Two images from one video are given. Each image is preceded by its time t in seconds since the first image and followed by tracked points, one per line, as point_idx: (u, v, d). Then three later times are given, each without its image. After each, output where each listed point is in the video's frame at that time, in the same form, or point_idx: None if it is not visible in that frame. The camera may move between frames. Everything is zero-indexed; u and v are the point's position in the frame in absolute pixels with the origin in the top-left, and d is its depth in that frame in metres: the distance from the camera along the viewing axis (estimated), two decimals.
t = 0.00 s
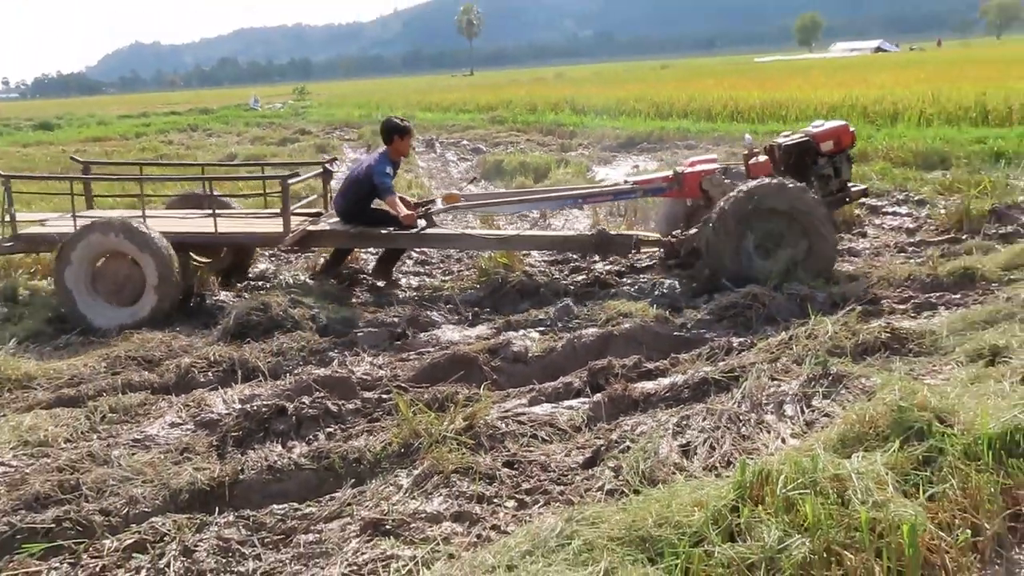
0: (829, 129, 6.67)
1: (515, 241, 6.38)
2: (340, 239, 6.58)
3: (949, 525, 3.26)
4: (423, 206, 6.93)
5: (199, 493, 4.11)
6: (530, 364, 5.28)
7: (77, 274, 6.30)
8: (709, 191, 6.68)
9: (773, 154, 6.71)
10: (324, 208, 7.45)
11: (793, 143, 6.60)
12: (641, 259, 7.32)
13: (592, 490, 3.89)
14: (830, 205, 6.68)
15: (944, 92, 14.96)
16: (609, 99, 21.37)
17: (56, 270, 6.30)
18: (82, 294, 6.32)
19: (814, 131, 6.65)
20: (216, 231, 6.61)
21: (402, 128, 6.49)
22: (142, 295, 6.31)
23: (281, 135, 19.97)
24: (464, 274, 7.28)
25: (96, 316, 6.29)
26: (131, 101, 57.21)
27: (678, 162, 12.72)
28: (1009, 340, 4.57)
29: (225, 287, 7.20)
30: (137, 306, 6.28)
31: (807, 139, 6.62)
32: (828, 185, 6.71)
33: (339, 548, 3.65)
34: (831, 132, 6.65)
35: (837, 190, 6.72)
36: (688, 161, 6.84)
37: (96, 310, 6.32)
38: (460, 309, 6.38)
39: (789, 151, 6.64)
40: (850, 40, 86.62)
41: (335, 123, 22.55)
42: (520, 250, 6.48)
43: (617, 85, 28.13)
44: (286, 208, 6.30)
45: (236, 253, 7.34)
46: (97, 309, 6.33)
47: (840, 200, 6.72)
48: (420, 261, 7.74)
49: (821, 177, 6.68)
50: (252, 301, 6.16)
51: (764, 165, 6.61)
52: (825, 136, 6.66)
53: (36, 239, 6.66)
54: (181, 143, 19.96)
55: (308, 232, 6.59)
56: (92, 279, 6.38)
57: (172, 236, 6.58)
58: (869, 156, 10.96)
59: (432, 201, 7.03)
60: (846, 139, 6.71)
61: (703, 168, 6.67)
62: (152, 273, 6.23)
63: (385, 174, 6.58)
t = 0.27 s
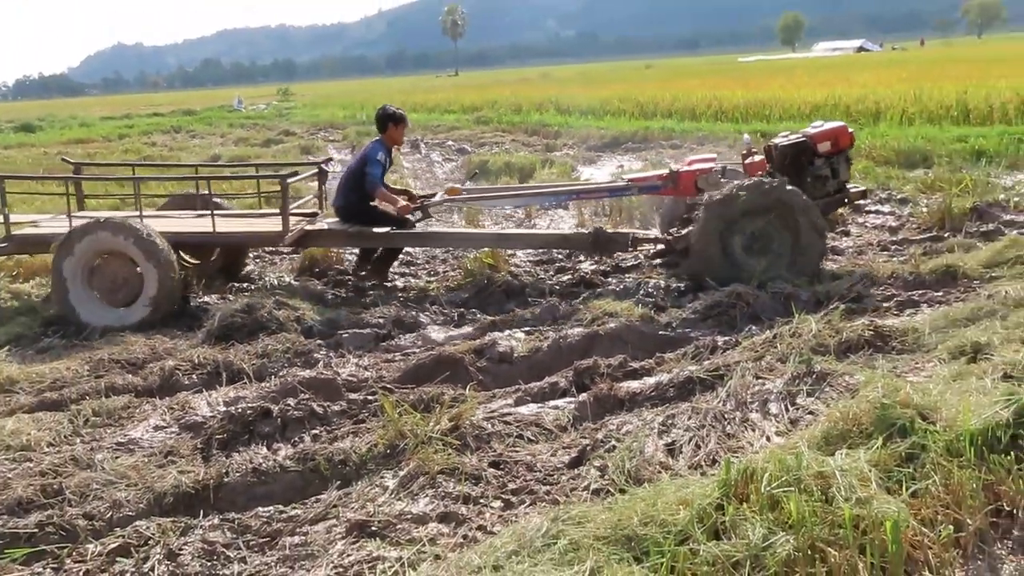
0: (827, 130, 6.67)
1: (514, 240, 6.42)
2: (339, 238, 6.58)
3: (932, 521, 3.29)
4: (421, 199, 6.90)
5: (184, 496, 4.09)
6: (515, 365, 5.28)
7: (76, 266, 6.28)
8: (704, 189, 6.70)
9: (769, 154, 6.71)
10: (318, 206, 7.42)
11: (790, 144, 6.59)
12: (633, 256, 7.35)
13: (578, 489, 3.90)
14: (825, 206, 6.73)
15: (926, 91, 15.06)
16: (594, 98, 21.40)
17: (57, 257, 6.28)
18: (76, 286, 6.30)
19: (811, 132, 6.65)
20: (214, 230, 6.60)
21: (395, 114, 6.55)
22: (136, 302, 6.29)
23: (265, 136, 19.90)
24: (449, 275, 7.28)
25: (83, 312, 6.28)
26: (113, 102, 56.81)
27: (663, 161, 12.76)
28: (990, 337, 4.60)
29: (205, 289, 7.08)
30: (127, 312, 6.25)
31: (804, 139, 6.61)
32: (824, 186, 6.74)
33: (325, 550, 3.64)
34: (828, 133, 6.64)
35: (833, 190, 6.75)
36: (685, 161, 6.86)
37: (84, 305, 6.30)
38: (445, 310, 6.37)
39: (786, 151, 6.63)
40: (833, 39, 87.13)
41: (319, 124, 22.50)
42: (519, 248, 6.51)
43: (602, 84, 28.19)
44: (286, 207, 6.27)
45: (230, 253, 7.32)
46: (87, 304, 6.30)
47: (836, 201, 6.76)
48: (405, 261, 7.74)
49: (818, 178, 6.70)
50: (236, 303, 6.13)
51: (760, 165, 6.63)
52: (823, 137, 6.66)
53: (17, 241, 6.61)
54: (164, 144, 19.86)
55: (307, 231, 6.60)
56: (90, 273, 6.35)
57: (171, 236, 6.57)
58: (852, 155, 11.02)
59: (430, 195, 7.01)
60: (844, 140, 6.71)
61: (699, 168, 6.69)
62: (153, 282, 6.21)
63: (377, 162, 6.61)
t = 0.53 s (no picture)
0: (825, 130, 6.59)
1: (510, 238, 6.37)
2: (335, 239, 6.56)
3: (917, 518, 3.31)
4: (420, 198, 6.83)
5: (170, 499, 4.07)
6: (502, 365, 5.29)
7: (76, 261, 6.22)
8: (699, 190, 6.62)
9: (767, 154, 6.63)
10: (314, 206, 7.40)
11: (786, 144, 6.52)
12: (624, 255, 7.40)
13: (565, 489, 3.90)
14: (821, 206, 6.61)
15: (909, 89, 15.16)
16: (580, 98, 21.42)
17: (58, 248, 6.22)
18: (71, 280, 6.25)
19: (809, 131, 6.57)
20: (212, 230, 6.58)
21: (380, 106, 6.63)
22: (129, 307, 6.24)
23: (250, 137, 19.84)
24: (436, 275, 7.27)
25: (73, 307, 6.25)
26: (97, 103, 56.49)
27: (649, 160, 12.79)
28: (974, 334, 4.64)
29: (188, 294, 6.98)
30: (117, 316, 6.22)
31: (802, 139, 6.53)
32: (821, 187, 6.64)
33: (312, 552, 3.64)
34: (826, 133, 6.56)
35: (830, 191, 6.64)
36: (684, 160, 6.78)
37: (75, 301, 6.26)
38: (432, 310, 6.37)
39: (783, 151, 6.55)
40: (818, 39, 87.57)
41: (305, 125, 22.43)
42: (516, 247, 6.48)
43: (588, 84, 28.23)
44: (284, 206, 6.26)
45: (225, 253, 7.30)
46: (79, 300, 6.26)
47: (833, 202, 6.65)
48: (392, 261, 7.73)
49: (815, 178, 6.60)
50: (222, 305, 6.10)
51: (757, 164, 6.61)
52: (821, 137, 6.57)
53: None
54: (149, 146, 19.76)
55: (304, 232, 6.59)
56: (88, 269, 6.30)
57: (168, 237, 6.54)
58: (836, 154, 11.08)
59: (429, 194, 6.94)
60: (842, 141, 6.62)
61: (694, 167, 6.62)
62: (150, 291, 6.17)
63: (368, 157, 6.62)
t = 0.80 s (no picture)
0: (816, 129, 6.60)
1: (504, 237, 6.36)
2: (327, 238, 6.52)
3: (897, 514, 3.33)
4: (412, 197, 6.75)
5: (150, 502, 4.04)
6: (485, 365, 5.28)
7: (71, 255, 6.15)
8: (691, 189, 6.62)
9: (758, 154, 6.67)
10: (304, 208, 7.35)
11: (777, 144, 6.54)
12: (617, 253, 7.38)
13: (548, 489, 3.91)
14: (813, 205, 6.64)
15: (888, 89, 15.29)
16: (561, 98, 21.46)
17: (55, 238, 6.15)
18: (61, 274, 6.17)
19: (799, 131, 6.58)
20: (203, 230, 6.53)
21: (358, 102, 6.46)
22: (115, 311, 6.18)
23: (230, 137, 19.70)
24: (418, 275, 7.25)
25: (58, 301, 6.17)
26: (73, 102, 55.95)
27: (630, 160, 12.82)
28: (952, 332, 4.68)
29: (171, 295, 6.89)
30: (101, 318, 6.15)
31: (792, 139, 6.56)
32: (812, 186, 6.66)
33: (294, 554, 3.62)
34: (816, 132, 6.57)
35: (822, 190, 6.66)
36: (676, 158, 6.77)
37: (60, 295, 6.17)
38: (414, 310, 6.35)
39: (773, 151, 6.58)
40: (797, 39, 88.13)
41: (285, 125, 22.33)
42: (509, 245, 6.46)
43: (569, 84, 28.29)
44: (276, 206, 6.19)
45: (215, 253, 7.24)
46: (65, 294, 6.18)
47: (825, 201, 6.67)
48: (374, 260, 7.70)
49: (806, 178, 6.62)
50: (202, 306, 6.05)
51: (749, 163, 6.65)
52: (812, 137, 6.58)
53: None
54: (127, 146, 19.62)
55: (297, 231, 6.56)
56: (82, 265, 6.22)
57: (159, 236, 6.48)
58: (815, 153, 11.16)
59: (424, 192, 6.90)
60: (834, 140, 6.61)
61: (686, 166, 6.60)
62: (140, 299, 6.12)
63: (352, 155, 6.52)
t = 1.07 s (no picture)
0: (810, 127, 6.66)
1: (500, 235, 6.35)
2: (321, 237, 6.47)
3: (882, 514, 3.36)
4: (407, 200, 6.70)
5: (135, 502, 4.01)
6: (471, 365, 5.28)
7: (71, 248, 6.09)
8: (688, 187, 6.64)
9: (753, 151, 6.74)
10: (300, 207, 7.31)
11: (771, 142, 6.63)
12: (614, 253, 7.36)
13: (535, 489, 3.91)
14: (808, 203, 6.68)
15: (871, 92, 15.40)
16: (548, 98, 21.47)
17: (58, 229, 6.08)
18: (57, 266, 6.11)
19: (794, 129, 6.65)
20: (199, 228, 6.48)
21: (345, 104, 6.43)
22: (105, 311, 6.13)
23: (214, 136, 19.61)
24: (404, 275, 7.24)
25: (48, 292, 6.10)
26: (56, 100, 55.52)
27: (616, 161, 12.86)
28: (935, 332, 4.72)
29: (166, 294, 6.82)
30: (89, 317, 6.10)
31: (787, 137, 6.62)
32: (807, 183, 6.70)
33: (281, 554, 3.60)
34: (811, 130, 6.62)
35: (817, 188, 6.70)
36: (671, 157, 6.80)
37: (51, 286, 6.11)
38: (400, 310, 6.33)
39: (769, 148, 6.66)
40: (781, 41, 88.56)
41: (271, 124, 22.25)
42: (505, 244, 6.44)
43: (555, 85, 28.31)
44: (273, 205, 6.15)
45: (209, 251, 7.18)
46: (56, 286, 6.12)
47: (819, 199, 6.71)
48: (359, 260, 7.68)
49: (801, 175, 6.68)
50: (187, 305, 6.02)
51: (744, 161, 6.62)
52: (807, 134, 6.64)
53: None
54: (110, 144, 19.48)
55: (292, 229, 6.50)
56: (80, 259, 6.17)
57: (155, 234, 6.43)
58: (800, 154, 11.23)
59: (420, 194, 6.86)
60: (828, 138, 6.67)
61: (683, 164, 6.63)
62: (132, 304, 6.08)
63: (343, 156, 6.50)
